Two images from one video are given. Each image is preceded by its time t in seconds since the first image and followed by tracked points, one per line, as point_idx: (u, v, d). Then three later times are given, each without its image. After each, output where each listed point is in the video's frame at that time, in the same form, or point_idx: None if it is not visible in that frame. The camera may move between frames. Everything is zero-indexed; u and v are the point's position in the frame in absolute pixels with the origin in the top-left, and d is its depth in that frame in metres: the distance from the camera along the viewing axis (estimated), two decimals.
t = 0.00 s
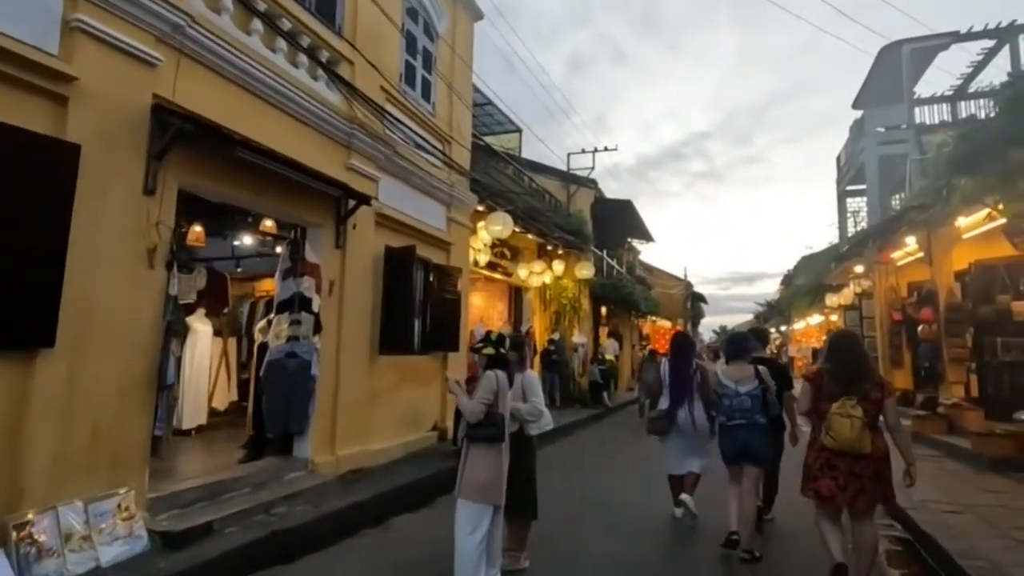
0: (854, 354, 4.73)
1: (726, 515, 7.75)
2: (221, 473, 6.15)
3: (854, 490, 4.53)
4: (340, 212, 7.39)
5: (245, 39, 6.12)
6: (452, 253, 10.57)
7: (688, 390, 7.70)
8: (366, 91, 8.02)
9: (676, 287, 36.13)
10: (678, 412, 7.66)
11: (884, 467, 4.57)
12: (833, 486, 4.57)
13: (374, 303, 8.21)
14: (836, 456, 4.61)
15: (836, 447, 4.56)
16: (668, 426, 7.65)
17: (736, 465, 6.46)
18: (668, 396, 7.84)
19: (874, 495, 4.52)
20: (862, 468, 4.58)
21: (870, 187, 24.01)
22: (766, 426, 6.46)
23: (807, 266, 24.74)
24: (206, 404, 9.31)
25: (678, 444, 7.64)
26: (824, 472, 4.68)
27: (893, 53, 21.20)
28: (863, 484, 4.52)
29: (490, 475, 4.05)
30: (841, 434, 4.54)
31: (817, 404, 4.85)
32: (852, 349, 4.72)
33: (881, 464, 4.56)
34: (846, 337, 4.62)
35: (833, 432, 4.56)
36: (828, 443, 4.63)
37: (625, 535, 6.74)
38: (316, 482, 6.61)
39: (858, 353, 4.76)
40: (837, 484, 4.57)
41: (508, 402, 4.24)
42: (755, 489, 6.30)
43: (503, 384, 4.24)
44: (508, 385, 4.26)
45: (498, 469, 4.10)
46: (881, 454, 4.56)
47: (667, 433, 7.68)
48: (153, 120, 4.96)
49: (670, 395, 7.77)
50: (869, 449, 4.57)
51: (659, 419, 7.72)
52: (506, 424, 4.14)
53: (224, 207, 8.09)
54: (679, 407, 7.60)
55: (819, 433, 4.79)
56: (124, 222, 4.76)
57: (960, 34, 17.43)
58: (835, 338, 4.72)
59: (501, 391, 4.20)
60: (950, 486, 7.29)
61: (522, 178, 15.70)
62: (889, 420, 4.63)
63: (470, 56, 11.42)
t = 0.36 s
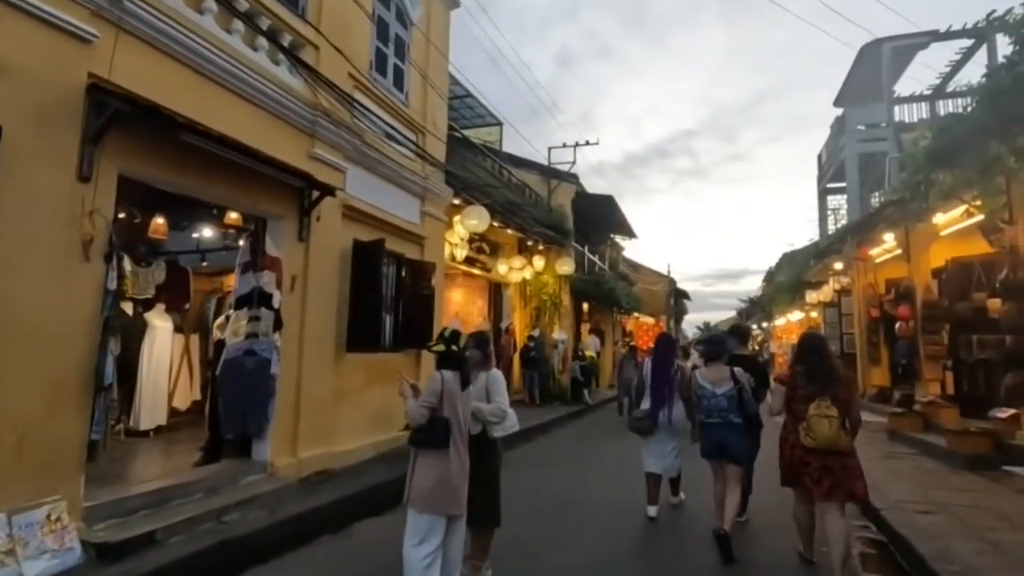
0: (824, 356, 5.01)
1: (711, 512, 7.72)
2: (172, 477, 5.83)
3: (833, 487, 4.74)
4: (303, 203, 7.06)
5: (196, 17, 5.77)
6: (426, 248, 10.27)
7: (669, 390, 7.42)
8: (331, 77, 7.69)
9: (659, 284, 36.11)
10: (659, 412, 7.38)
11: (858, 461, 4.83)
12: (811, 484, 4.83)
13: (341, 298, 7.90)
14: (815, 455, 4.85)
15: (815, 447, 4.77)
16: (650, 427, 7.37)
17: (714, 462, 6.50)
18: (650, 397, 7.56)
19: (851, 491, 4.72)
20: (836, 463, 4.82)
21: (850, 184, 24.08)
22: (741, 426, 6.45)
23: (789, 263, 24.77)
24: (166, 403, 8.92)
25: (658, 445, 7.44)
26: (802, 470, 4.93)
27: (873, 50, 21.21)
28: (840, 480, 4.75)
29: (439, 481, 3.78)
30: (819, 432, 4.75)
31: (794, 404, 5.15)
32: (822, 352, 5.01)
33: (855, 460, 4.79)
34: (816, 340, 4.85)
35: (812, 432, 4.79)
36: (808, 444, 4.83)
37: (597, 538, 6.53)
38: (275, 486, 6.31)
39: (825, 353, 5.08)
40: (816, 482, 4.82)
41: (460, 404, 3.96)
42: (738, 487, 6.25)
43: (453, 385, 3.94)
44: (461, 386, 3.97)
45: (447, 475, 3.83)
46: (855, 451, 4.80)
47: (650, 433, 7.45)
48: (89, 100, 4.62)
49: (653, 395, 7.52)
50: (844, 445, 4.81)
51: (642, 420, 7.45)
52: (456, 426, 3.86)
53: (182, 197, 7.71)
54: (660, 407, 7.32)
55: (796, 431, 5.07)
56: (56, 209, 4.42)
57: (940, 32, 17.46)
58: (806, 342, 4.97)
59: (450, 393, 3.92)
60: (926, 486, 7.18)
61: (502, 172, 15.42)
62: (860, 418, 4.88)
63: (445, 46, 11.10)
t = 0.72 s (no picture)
0: (795, 352, 5.53)
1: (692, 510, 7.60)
2: (122, 482, 5.51)
3: (793, 467, 5.32)
4: (268, 194, 6.76)
5: None
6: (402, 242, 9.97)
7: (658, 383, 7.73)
8: (299, 64, 7.38)
9: (647, 280, 36.06)
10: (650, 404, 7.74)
11: (819, 446, 5.38)
12: (774, 465, 5.39)
13: (310, 295, 7.60)
14: (779, 439, 5.41)
15: (780, 431, 5.34)
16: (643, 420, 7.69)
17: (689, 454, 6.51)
18: (641, 391, 7.89)
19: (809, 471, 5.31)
20: (800, 448, 5.37)
21: (836, 180, 24.08)
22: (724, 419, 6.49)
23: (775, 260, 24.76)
24: (129, 404, 8.55)
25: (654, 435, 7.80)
26: (768, 453, 5.47)
27: (859, 46, 21.18)
28: (800, 461, 5.32)
29: (376, 493, 3.55)
30: (781, 417, 5.34)
31: (764, 396, 5.60)
32: (793, 347, 5.52)
33: (816, 445, 5.36)
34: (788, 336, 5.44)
35: (777, 418, 5.34)
36: (772, 428, 5.41)
37: (573, 541, 6.32)
38: (235, 491, 6.01)
39: (799, 350, 5.56)
40: (779, 462, 5.39)
41: (401, 405, 3.68)
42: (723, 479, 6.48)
43: (393, 386, 3.67)
44: (405, 386, 3.69)
45: (388, 484, 3.58)
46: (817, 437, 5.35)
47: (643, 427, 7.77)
48: (22, 80, 4.32)
49: (644, 389, 7.85)
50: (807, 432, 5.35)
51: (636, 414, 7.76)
52: (394, 431, 3.60)
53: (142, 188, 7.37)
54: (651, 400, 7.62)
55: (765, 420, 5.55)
56: None
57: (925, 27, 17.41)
58: (779, 338, 5.50)
59: (389, 394, 3.65)
60: (907, 485, 7.06)
61: (485, 166, 15.14)
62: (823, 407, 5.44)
63: (424, 35, 10.79)
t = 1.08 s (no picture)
0: (797, 347, 5.59)
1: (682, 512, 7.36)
2: (83, 484, 5.27)
3: (797, 460, 5.37)
4: (243, 184, 6.52)
5: None
6: (390, 237, 9.71)
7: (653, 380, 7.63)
8: (278, 50, 7.13)
9: (646, 279, 35.83)
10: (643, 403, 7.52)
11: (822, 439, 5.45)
12: (778, 457, 5.44)
13: (290, 289, 7.37)
14: (782, 432, 5.47)
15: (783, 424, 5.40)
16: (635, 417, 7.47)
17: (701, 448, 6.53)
18: (635, 386, 7.69)
19: (812, 463, 5.37)
20: (803, 440, 5.46)
21: (836, 177, 23.83)
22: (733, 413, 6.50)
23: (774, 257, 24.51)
24: (105, 403, 8.31)
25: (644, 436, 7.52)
26: (772, 446, 5.52)
27: (859, 41, 20.92)
28: (802, 455, 5.37)
29: (314, 496, 3.35)
30: (786, 411, 5.40)
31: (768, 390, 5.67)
32: (796, 342, 5.58)
33: (818, 438, 5.42)
34: (793, 334, 5.48)
35: (780, 411, 5.41)
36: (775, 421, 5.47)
37: (559, 544, 6.09)
38: (204, 493, 5.77)
39: (803, 345, 5.63)
40: (783, 455, 5.43)
41: (342, 403, 3.46)
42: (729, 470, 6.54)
43: (335, 383, 3.48)
44: (349, 383, 3.47)
45: (327, 487, 3.39)
46: (819, 430, 5.43)
47: (635, 423, 7.57)
48: None
49: (637, 385, 7.66)
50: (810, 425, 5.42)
51: (629, 411, 7.54)
52: (332, 430, 3.40)
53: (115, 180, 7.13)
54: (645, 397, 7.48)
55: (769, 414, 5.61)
56: None
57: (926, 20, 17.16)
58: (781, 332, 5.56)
59: (329, 391, 3.46)
60: (907, 486, 6.79)
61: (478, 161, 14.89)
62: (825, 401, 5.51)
63: (413, 24, 10.53)
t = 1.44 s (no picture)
0: (802, 346, 5.45)
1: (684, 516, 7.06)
2: (55, 486, 5.05)
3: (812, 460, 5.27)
4: (225, 174, 6.26)
5: None
6: (385, 229, 9.41)
7: (654, 373, 7.43)
8: (262, 35, 6.85)
9: (653, 273, 35.40)
10: (642, 396, 7.40)
11: (834, 437, 5.35)
12: (793, 459, 5.33)
13: (278, 283, 7.11)
14: (795, 433, 5.35)
15: (796, 426, 5.27)
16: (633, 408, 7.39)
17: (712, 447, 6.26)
18: (637, 379, 7.56)
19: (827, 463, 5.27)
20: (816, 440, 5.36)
21: (847, 170, 23.30)
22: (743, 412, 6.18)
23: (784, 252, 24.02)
24: (92, 400, 8.12)
25: (643, 427, 7.43)
26: (785, 447, 5.41)
27: (873, 29, 20.37)
28: (817, 454, 5.27)
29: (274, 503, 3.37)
30: (800, 414, 5.23)
31: (777, 390, 5.54)
32: (801, 342, 5.44)
33: (830, 436, 5.31)
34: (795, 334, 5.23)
35: (794, 413, 5.27)
36: (789, 423, 5.34)
37: (554, 550, 5.79)
38: (183, 496, 5.54)
39: (807, 343, 5.49)
40: (797, 456, 5.32)
41: (290, 409, 3.48)
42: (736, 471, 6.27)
43: (286, 387, 3.53)
44: (298, 386, 3.49)
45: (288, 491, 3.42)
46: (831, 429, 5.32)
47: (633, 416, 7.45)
48: None
49: (638, 378, 7.50)
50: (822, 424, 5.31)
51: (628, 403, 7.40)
52: (278, 435, 3.42)
53: (95, 170, 6.83)
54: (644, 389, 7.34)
55: (780, 415, 5.49)
56: None
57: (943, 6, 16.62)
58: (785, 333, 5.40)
59: (278, 395, 3.53)
60: (922, 491, 6.44)
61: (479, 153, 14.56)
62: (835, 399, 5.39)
63: (409, 10, 10.20)
